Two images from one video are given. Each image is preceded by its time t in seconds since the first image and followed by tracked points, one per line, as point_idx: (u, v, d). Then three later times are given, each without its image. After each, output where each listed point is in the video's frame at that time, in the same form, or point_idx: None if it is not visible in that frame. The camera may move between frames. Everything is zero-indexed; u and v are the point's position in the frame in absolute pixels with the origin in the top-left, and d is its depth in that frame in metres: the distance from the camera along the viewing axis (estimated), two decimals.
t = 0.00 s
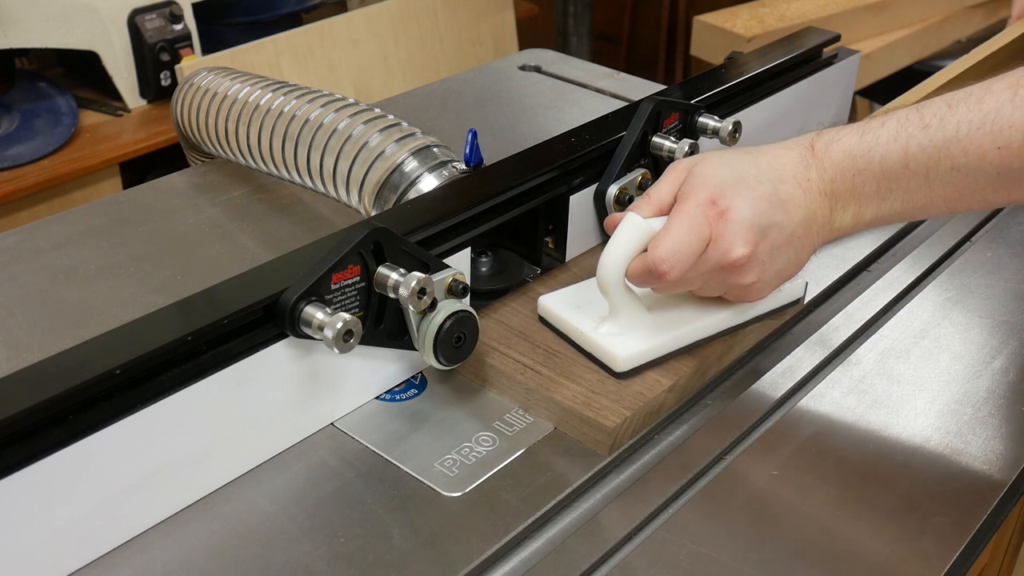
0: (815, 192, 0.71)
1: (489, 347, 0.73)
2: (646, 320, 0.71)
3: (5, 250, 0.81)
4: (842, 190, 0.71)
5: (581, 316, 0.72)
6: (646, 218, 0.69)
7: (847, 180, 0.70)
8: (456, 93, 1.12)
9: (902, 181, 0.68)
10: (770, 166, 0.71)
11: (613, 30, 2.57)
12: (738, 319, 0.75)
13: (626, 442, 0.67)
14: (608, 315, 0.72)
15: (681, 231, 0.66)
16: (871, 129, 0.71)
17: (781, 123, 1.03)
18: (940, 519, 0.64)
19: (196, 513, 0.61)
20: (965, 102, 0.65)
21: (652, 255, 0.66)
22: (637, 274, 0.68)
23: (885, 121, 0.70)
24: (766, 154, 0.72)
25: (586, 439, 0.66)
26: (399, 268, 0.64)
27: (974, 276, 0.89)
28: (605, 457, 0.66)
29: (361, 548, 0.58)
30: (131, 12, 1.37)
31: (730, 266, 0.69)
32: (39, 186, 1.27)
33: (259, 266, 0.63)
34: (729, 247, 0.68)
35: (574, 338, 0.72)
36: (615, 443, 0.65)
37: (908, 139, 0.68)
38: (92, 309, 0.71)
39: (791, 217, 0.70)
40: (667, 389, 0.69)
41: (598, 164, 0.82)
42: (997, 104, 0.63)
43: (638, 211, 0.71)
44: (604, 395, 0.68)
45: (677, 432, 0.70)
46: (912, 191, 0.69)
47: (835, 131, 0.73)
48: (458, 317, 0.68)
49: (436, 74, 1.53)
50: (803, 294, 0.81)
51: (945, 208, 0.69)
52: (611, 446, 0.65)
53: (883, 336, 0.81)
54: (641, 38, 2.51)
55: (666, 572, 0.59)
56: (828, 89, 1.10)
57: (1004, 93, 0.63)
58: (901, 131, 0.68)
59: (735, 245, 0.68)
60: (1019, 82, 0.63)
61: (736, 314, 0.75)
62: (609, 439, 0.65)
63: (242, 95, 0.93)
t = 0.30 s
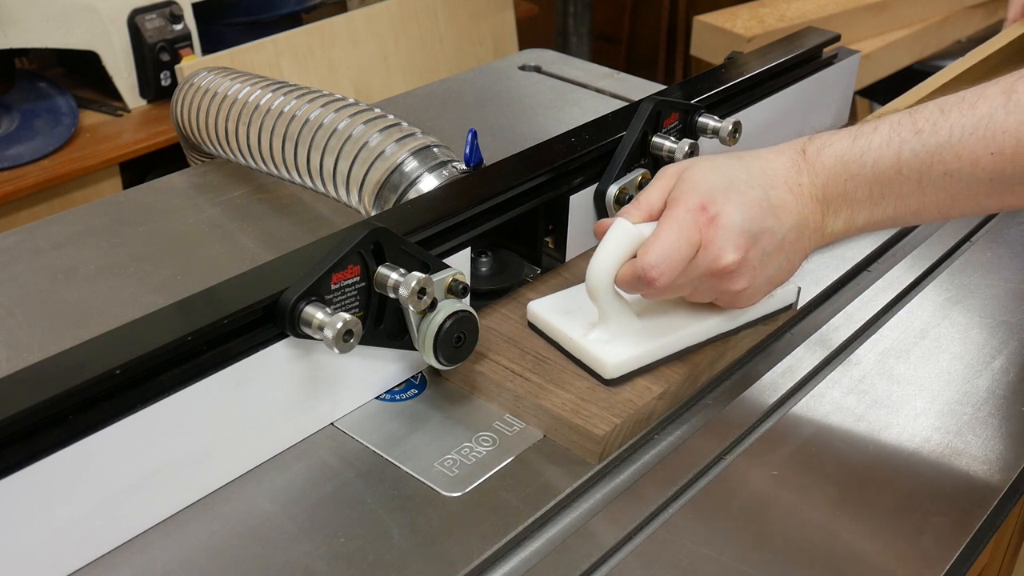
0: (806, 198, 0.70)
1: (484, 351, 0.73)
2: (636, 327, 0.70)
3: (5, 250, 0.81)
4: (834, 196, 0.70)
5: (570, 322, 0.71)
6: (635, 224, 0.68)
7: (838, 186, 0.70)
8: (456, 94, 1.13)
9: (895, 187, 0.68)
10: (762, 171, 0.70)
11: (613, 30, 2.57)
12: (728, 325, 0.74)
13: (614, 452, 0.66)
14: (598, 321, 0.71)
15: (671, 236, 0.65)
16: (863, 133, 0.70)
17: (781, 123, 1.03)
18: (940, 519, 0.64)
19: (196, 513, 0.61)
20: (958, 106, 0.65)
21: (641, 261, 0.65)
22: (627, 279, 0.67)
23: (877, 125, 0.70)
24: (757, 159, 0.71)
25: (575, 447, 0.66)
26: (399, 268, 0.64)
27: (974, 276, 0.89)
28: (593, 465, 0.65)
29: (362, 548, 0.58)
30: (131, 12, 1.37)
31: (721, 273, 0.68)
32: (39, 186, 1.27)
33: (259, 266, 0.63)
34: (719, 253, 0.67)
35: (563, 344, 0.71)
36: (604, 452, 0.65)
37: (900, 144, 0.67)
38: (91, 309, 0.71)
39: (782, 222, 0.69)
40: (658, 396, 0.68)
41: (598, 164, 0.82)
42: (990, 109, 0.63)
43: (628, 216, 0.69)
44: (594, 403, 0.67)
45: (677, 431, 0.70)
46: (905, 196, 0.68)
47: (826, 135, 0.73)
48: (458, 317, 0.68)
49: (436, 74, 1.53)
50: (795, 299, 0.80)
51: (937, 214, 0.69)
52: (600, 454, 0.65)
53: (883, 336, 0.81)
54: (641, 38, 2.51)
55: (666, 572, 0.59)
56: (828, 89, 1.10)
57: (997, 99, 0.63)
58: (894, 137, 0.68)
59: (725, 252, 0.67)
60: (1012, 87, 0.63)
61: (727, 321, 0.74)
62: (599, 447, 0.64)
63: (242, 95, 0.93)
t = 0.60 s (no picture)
0: (799, 202, 0.68)
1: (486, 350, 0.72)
2: (627, 332, 0.70)
3: (5, 250, 0.81)
4: (826, 201, 0.69)
5: (561, 328, 0.71)
6: (625, 229, 0.67)
7: (830, 190, 0.68)
8: (456, 93, 1.12)
9: (887, 191, 0.67)
10: (753, 175, 0.68)
11: (613, 30, 2.57)
12: (720, 330, 0.73)
13: (606, 458, 0.65)
14: (589, 326, 0.70)
15: (660, 242, 0.64)
16: (854, 137, 0.69)
17: (781, 123, 1.03)
18: (940, 519, 0.64)
19: (196, 513, 0.61)
20: (951, 110, 0.64)
21: (631, 267, 0.64)
22: (616, 286, 0.66)
23: (869, 129, 0.69)
24: (748, 163, 0.69)
25: (566, 454, 0.65)
26: (399, 268, 0.64)
27: (974, 276, 0.89)
28: (583, 473, 0.64)
29: (361, 548, 0.58)
30: (131, 12, 1.37)
31: (712, 278, 0.67)
32: (40, 186, 1.27)
33: (258, 266, 0.63)
34: (710, 259, 0.66)
35: (554, 350, 0.71)
36: (594, 459, 0.64)
37: (892, 148, 0.66)
38: (91, 309, 0.71)
39: (773, 226, 0.67)
40: (649, 402, 0.67)
41: (598, 164, 0.82)
42: (983, 112, 0.62)
43: (617, 222, 0.67)
44: (584, 409, 0.66)
45: (677, 432, 0.70)
46: (897, 201, 0.67)
47: (817, 139, 0.71)
48: (458, 317, 0.68)
49: (437, 74, 1.53)
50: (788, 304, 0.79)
51: (931, 218, 0.67)
52: (591, 460, 0.64)
53: (883, 336, 0.81)
54: (641, 39, 2.51)
55: (666, 573, 0.59)
56: (828, 89, 1.10)
57: (990, 102, 0.62)
58: (886, 141, 0.66)
59: (716, 257, 0.65)
60: (1005, 90, 0.61)
61: (718, 327, 0.73)
62: (588, 454, 0.64)
63: (242, 95, 0.93)
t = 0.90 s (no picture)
0: (792, 206, 0.68)
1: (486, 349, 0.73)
2: (619, 336, 0.69)
3: (5, 250, 0.81)
4: (819, 204, 0.68)
5: (552, 332, 0.70)
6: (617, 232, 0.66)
7: (824, 193, 0.68)
8: (456, 94, 1.12)
9: (880, 195, 0.66)
10: (747, 178, 0.68)
11: (613, 30, 2.57)
12: (712, 334, 0.73)
13: (600, 463, 0.65)
14: (581, 330, 0.69)
15: (653, 245, 0.64)
16: (848, 140, 0.68)
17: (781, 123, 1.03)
18: (940, 518, 0.65)
19: (196, 513, 0.61)
20: (945, 113, 0.64)
21: (623, 270, 0.64)
22: (609, 290, 0.66)
23: (863, 132, 0.68)
24: (742, 166, 0.69)
25: (559, 460, 0.64)
26: (399, 268, 0.64)
27: (974, 276, 0.89)
28: (577, 478, 0.64)
29: (361, 549, 0.58)
30: (131, 12, 1.37)
31: (705, 282, 0.66)
32: (39, 186, 1.27)
33: (258, 266, 0.63)
34: (702, 262, 0.65)
35: (545, 354, 0.70)
36: (587, 464, 0.64)
37: (886, 151, 0.66)
38: (91, 309, 0.71)
39: (767, 230, 0.67)
40: (642, 407, 0.67)
41: (598, 164, 0.82)
42: (976, 115, 0.62)
43: (610, 226, 0.68)
44: (577, 414, 0.66)
45: (677, 432, 0.70)
46: (891, 204, 0.67)
47: (811, 142, 0.71)
48: (458, 317, 0.68)
49: (436, 74, 1.53)
50: (783, 308, 0.78)
51: (925, 221, 0.67)
52: (583, 467, 0.63)
53: (883, 336, 0.81)
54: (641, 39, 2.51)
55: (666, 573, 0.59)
56: (828, 89, 1.10)
57: (984, 104, 0.62)
58: (879, 143, 0.66)
59: (709, 260, 0.65)
60: (999, 92, 0.61)
61: (710, 331, 0.73)
62: (581, 459, 0.63)
63: (242, 95, 0.93)
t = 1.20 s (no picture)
0: (786, 209, 0.68)
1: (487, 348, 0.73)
2: (612, 340, 0.69)
3: (4, 250, 0.81)
4: (814, 208, 0.68)
5: (545, 336, 0.70)
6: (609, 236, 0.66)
7: (818, 197, 0.68)
8: (456, 94, 1.12)
9: (874, 199, 0.66)
10: (740, 182, 0.68)
11: (613, 30, 2.57)
12: (704, 339, 0.73)
13: (593, 468, 0.65)
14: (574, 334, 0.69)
15: (645, 249, 0.63)
16: (842, 143, 0.68)
17: (781, 123, 1.03)
18: (939, 518, 0.65)
19: (196, 514, 0.61)
20: (939, 115, 0.63)
21: (615, 274, 0.63)
22: (601, 294, 0.65)
23: (857, 135, 0.68)
24: (735, 170, 0.69)
25: (552, 465, 0.64)
26: (399, 268, 0.64)
27: (974, 276, 0.89)
28: (570, 484, 0.63)
29: (361, 549, 0.58)
30: (131, 12, 1.37)
31: (697, 286, 0.66)
32: (39, 186, 1.27)
33: (258, 266, 0.63)
34: (695, 266, 0.65)
35: (538, 358, 0.70)
36: (580, 470, 0.63)
37: (880, 154, 0.65)
38: (91, 309, 0.71)
39: (760, 233, 0.67)
40: (636, 412, 0.67)
41: (598, 164, 0.82)
42: (970, 118, 0.61)
43: (602, 229, 0.67)
44: (570, 419, 0.65)
45: (677, 432, 0.70)
46: (885, 207, 0.66)
47: (805, 145, 0.71)
48: (458, 317, 0.68)
49: (436, 74, 1.53)
50: (777, 311, 0.79)
51: (920, 225, 0.67)
52: (576, 472, 0.63)
53: (883, 336, 0.81)
54: (641, 39, 2.51)
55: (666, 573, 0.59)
56: (828, 90, 1.10)
57: (979, 107, 0.61)
58: (874, 146, 0.66)
59: (702, 264, 0.65)
60: (994, 95, 0.61)
61: (702, 335, 0.72)
62: (574, 465, 0.63)
63: (242, 95, 0.93)
